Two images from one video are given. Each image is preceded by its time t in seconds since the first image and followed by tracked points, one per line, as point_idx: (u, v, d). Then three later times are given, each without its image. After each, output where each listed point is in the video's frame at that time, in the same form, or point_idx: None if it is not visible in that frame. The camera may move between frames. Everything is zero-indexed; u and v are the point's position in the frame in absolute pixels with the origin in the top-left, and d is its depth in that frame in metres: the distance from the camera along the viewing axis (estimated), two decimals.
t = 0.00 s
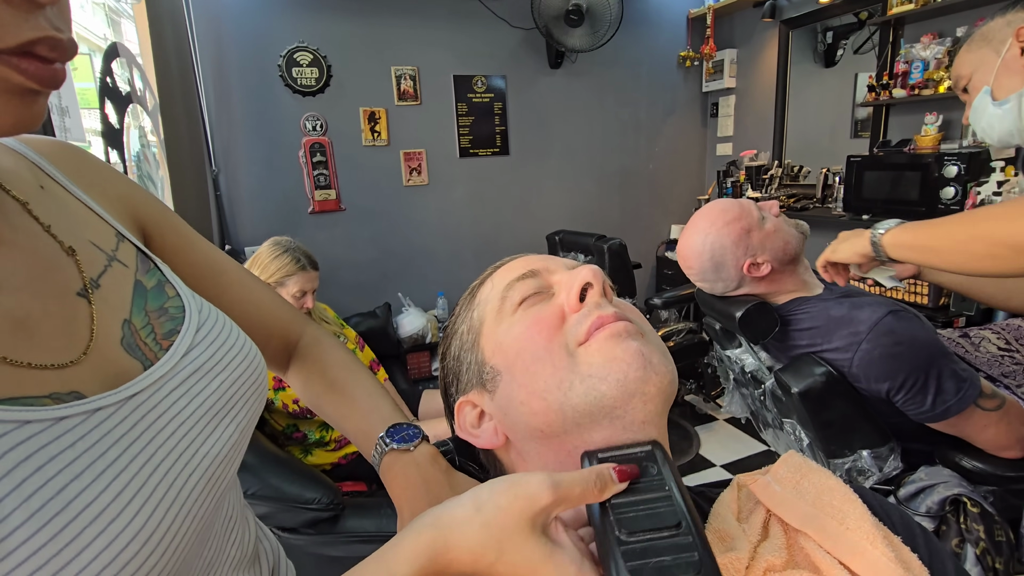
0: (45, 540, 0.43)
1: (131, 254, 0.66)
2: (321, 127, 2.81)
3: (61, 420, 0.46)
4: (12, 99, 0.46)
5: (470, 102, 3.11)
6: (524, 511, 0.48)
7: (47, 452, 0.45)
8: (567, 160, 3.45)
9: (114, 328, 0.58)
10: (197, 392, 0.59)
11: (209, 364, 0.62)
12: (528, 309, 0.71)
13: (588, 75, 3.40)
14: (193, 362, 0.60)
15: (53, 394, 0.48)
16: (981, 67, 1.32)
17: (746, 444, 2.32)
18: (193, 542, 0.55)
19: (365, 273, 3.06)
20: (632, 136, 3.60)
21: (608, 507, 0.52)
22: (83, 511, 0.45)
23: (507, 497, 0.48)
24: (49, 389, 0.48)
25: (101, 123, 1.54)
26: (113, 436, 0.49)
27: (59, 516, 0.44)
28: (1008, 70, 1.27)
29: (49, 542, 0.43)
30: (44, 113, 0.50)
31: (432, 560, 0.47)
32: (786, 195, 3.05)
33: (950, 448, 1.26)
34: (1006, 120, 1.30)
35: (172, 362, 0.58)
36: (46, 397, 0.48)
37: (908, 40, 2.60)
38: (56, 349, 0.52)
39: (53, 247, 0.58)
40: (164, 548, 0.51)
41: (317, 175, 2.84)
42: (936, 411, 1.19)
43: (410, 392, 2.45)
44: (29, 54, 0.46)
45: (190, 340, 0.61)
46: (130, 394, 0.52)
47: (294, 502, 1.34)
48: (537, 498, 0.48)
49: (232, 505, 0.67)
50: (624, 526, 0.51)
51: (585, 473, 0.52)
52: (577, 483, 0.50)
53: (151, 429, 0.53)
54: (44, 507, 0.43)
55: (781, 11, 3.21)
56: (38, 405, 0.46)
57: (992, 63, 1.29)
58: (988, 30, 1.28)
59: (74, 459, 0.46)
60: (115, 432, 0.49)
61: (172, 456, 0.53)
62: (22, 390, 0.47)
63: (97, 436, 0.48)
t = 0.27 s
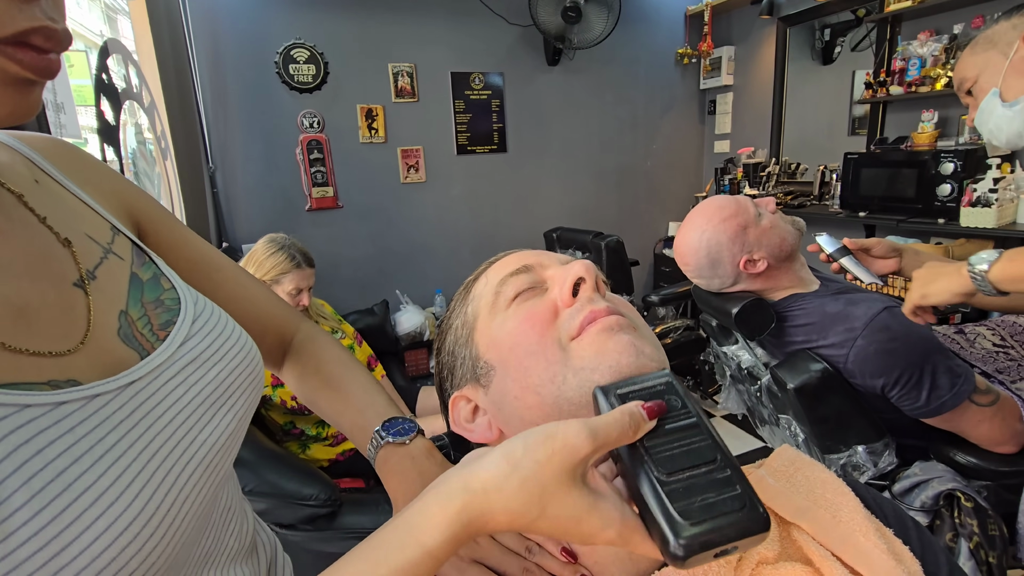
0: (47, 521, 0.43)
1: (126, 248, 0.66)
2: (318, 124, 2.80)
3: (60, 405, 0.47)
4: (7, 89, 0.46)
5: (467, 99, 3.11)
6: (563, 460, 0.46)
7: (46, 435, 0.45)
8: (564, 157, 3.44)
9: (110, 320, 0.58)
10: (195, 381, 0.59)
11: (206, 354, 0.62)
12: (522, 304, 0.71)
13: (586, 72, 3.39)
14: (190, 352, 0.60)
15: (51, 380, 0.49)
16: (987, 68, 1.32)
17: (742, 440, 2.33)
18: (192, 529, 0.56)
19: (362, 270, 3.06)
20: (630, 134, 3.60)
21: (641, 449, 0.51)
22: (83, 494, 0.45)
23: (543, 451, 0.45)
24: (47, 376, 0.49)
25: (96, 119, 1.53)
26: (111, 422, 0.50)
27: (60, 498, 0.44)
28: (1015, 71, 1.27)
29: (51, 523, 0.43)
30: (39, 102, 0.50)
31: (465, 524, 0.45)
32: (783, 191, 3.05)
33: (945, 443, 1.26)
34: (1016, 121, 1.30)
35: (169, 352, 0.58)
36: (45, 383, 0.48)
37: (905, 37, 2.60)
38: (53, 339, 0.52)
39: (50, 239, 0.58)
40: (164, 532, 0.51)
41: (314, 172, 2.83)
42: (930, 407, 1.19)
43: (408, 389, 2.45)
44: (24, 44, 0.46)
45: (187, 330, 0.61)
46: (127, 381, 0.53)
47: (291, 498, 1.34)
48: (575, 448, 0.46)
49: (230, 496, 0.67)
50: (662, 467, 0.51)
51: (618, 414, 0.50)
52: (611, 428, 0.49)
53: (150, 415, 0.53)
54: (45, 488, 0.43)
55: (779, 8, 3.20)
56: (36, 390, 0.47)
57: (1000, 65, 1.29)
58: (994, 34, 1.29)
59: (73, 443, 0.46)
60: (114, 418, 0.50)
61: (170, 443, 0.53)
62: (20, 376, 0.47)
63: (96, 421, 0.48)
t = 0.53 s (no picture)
0: (44, 525, 0.43)
1: (124, 247, 0.66)
2: (316, 123, 2.80)
3: (56, 409, 0.47)
4: None
5: (465, 98, 3.10)
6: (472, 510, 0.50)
7: (43, 438, 0.45)
8: (562, 156, 3.44)
9: (107, 318, 0.59)
10: (190, 381, 0.59)
11: (202, 354, 0.62)
12: (516, 304, 0.71)
13: (584, 70, 3.39)
14: (186, 353, 0.61)
15: (48, 382, 0.49)
16: (983, 71, 1.32)
17: (740, 438, 2.33)
18: (189, 529, 0.56)
19: (360, 269, 3.06)
20: (628, 132, 3.60)
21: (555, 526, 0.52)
22: (79, 497, 0.45)
23: (457, 500, 0.50)
24: (45, 377, 0.49)
25: (93, 118, 1.53)
26: (108, 423, 0.50)
27: (56, 502, 0.44)
28: (1012, 74, 1.27)
29: (48, 527, 0.43)
30: (30, 106, 0.51)
31: (382, 553, 0.49)
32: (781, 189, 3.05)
33: (939, 441, 1.27)
34: (1014, 122, 1.32)
35: (165, 352, 0.59)
36: (41, 385, 0.48)
37: (902, 35, 2.61)
38: (50, 338, 0.52)
39: (48, 239, 0.58)
40: (161, 533, 0.51)
41: (312, 171, 2.83)
42: (925, 404, 1.20)
43: (406, 388, 2.45)
44: (13, 49, 0.46)
45: (182, 331, 0.62)
46: (123, 382, 0.53)
47: (290, 497, 1.35)
48: (481, 504, 0.50)
49: (229, 494, 0.67)
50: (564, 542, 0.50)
51: (534, 491, 0.54)
52: (524, 497, 0.52)
53: (146, 417, 0.53)
54: (41, 492, 0.44)
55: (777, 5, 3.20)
56: (33, 393, 0.47)
57: (996, 67, 1.29)
58: (989, 36, 1.30)
59: (70, 445, 0.46)
60: (111, 419, 0.50)
61: (168, 443, 0.54)
62: (17, 378, 0.47)
63: (92, 423, 0.49)
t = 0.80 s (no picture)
0: (38, 522, 0.43)
1: (122, 245, 0.66)
2: (313, 121, 2.79)
3: (51, 408, 0.47)
4: None
5: (463, 96, 3.10)
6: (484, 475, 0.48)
7: (36, 436, 0.45)
8: (561, 154, 3.44)
9: (103, 317, 0.59)
10: (187, 379, 0.59)
11: (199, 352, 0.62)
12: (514, 303, 0.71)
13: (582, 68, 3.39)
14: (183, 351, 0.60)
15: (43, 381, 0.49)
16: (979, 71, 1.32)
17: (739, 436, 2.34)
18: (182, 526, 0.56)
19: (359, 268, 3.06)
20: (626, 130, 3.60)
21: (570, 467, 0.51)
22: (72, 494, 0.46)
23: (466, 462, 0.49)
24: (39, 376, 0.49)
25: (90, 118, 1.52)
26: (102, 422, 0.50)
27: (50, 499, 0.44)
28: (1008, 73, 1.27)
29: (41, 524, 0.43)
30: (25, 113, 0.50)
31: (398, 519, 0.50)
32: (779, 188, 3.06)
33: (937, 437, 1.28)
34: (1011, 121, 1.32)
35: (162, 350, 0.58)
36: (36, 384, 0.48)
37: (900, 33, 2.61)
38: (45, 337, 0.52)
39: (44, 239, 0.59)
40: (155, 530, 0.51)
41: (309, 170, 2.83)
42: (923, 402, 1.21)
43: (405, 386, 2.45)
44: (6, 57, 0.46)
45: (179, 329, 0.61)
46: (118, 381, 0.53)
47: (289, 496, 1.35)
48: (494, 463, 0.48)
49: (227, 489, 0.67)
50: (582, 485, 0.50)
51: (546, 433, 0.52)
52: (537, 446, 0.50)
53: (141, 415, 0.53)
54: (34, 490, 0.44)
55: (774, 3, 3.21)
56: (27, 392, 0.47)
57: (991, 67, 1.30)
58: (984, 35, 1.30)
59: (64, 444, 0.46)
60: (104, 418, 0.50)
61: (162, 442, 0.53)
62: (11, 377, 0.47)
63: (86, 422, 0.49)
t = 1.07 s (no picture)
0: (38, 518, 0.44)
1: (127, 248, 0.67)
2: (310, 121, 2.79)
3: (52, 407, 0.47)
4: (8, 113, 0.47)
5: (460, 95, 3.10)
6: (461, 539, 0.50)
7: (35, 435, 0.45)
8: (558, 153, 3.44)
9: (106, 318, 0.59)
10: (188, 378, 0.59)
11: (199, 351, 0.62)
12: (503, 305, 0.72)
13: (579, 67, 3.39)
14: (184, 350, 0.61)
15: (47, 380, 0.50)
16: (972, 70, 1.33)
17: (736, 434, 2.35)
18: (183, 522, 0.56)
19: (357, 268, 3.06)
20: (624, 129, 3.60)
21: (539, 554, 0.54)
22: (72, 492, 0.46)
23: (446, 521, 0.51)
24: (43, 376, 0.50)
25: (85, 118, 1.52)
26: (102, 420, 0.50)
27: (51, 496, 0.45)
28: (1002, 71, 1.28)
29: (41, 520, 0.44)
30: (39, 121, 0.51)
31: (371, 561, 0.50)
32: (776, 186, 3.06)
33: (932, 435, 1.28)
34: (1004, 121, 1.32)
35: (163, 349, 0.59)
36: (40, 384, 0.49)
37: (897, 30, 2.62)
38: (49, 339, 0.53)
39: (49, 242, 0.60)
40: (155, 526, 0.52)
41: (307, 170, 2.83)
42: (916, 400, 1.21)
43: (403, 386, 2.45)
44: (21, 71, 0.47)
45: (181, 328, 0.62)
46: (120, 380, 0.53)
47: (286, 496, 1.35)
48: (470, 527, 0.50)
49: (230, 485, 0.68)
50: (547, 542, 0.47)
51: (520, 515, 0.54)
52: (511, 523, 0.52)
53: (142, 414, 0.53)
54: (35, 487, 0.44)
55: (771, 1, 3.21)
56: (29, 392, 0.47)
57: (984, 66, 1.30)
58: (976, 34, 1.30)
59: (63, 442, 0.47)
60: (103, 417, 0.50)
61: (161, 440, 0.54)
62: (13, 376, 0.48)
63: (87, 421, 0.49)
